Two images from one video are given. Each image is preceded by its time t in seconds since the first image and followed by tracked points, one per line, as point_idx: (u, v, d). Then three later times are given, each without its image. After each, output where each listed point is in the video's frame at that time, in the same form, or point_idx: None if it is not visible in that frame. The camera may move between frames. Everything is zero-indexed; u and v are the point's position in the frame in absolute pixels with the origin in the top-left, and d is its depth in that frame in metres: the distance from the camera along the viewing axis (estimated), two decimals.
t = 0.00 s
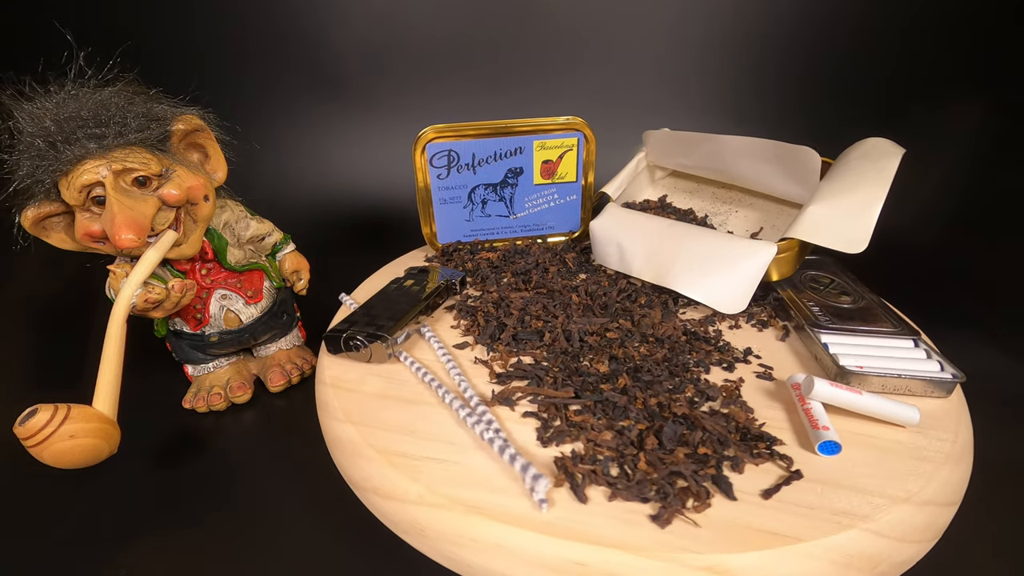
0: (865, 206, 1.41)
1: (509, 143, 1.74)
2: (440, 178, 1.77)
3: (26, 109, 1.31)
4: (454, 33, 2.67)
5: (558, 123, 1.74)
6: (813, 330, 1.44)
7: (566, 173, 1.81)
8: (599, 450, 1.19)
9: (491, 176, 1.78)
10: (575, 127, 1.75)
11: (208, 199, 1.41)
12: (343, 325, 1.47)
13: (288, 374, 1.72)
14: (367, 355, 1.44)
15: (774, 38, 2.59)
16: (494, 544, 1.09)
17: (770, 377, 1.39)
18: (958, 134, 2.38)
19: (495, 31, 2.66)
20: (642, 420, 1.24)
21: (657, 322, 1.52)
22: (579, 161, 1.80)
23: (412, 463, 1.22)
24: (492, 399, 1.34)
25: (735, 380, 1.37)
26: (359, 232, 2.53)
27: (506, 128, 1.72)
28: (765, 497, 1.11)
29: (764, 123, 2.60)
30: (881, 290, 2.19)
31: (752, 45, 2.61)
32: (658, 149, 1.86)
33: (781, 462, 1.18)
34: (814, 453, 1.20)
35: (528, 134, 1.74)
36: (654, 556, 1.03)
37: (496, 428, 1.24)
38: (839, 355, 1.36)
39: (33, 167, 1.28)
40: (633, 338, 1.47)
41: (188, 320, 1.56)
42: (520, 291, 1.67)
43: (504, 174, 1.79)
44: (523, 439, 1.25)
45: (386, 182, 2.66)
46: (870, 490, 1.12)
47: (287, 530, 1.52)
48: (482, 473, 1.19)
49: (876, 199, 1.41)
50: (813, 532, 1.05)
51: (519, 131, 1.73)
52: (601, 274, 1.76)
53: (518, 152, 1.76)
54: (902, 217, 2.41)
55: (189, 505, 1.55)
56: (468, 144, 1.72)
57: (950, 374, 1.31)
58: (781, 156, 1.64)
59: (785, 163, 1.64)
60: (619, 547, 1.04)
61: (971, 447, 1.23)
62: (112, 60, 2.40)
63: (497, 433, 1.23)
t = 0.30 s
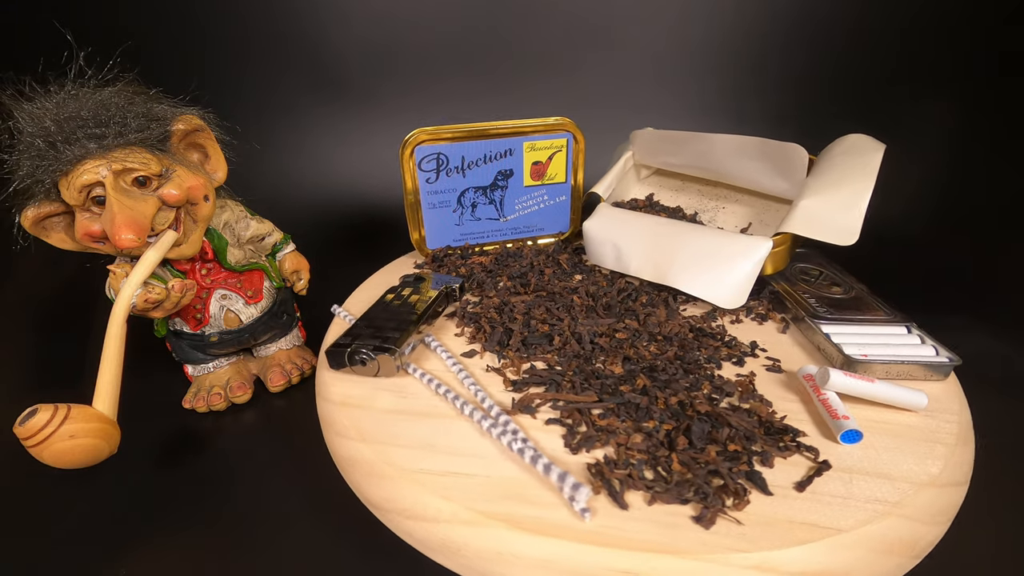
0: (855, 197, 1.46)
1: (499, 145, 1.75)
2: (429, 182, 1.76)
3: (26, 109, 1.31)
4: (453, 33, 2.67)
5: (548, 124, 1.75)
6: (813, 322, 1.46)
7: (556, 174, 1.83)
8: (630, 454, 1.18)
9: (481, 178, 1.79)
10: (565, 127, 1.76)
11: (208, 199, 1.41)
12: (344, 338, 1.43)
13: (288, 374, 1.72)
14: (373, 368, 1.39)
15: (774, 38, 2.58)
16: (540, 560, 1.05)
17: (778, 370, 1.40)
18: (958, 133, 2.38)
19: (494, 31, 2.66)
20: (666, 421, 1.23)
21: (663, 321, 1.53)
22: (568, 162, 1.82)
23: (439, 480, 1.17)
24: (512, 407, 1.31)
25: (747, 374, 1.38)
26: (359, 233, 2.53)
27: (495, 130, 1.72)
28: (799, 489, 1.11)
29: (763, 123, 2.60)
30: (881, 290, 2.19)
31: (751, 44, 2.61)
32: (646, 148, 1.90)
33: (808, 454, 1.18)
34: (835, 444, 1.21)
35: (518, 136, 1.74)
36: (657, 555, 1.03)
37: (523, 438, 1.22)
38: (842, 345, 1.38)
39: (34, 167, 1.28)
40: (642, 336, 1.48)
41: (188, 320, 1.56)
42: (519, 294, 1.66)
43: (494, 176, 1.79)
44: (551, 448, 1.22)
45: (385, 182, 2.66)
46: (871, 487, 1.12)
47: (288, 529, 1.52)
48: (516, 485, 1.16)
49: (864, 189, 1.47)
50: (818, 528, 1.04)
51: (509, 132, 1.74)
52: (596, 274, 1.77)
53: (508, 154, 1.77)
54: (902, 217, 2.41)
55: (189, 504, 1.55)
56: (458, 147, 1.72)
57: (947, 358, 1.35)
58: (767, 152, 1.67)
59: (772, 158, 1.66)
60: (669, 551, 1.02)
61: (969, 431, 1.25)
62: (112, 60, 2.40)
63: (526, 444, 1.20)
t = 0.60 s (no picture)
0: (842, 187, 1.49)
1: (489, 147, 1.75)
2: (419, 187, 1.74)
3: (26, 109, 1.31)
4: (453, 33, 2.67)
5: (537, 125, 1.77)
6: (813, 312, 1.52)
7: (546, 175, 1.85)
8: (662, 455, 1.16)
9: (471, 181, 1.79)
10: (553, 129, 1.79)
11: (208, 199, 1.41)
12: (353, 352, 1.38)
13: (288, 374, 1.72)
14: (384, 384, 1.36)
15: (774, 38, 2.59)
16: (589, 571, 1.03)
17: (786, 362, 1.43)
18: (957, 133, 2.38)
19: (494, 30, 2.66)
20: (691, 419, 1.23)
21: (667, 319, 1.55)
22: (557, 163, 1.84)
23: (473, 495, 1.14)
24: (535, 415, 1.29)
25: (756, 368, 1.41)
26: (360, 233, 2.53)
27: (485, 133, 1.73)
28: (830, 479, 1.13)
29: (763, 122, 2.60)
30: (881, 289, 2.20)
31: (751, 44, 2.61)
32: (632, 148, 1.94)
33: (831, 444, 1.20)
34: (853, 432, 1.23)
35: (508, 138, 1.76)
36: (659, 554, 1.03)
37: (552, 446, 1.20)
38: (841, 334, 1.44)
39: (34, 167, 1.28)
40: (651, 335, 1.49)
41: (188, 320, 1.56)
42: (519, 298, 1.65)
43: (484, 179, 1.80)
44: (582, 455, 1.21)
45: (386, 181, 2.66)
46: (870, 487, 1.12)
47: (288, 528, 1.52)
48: (553, 494, 1.13)
49: (849, 179, 1.50)
50: (821, 526, 1.04)
51: (499, 134, 1.74)
52: (591, 274, 1.79)
53: (498, 156, 1.77)
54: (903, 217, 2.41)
55: (190, 505, 1.55)
56: (448, 150, 1.72)
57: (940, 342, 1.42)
58: (754, 149, 1.67)
59: (757, 156, 1.67)
60: (717, 552, 1.01)
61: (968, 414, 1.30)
62: (112, 60, 2.40)
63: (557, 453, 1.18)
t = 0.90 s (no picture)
0: (831, 182, 1.53)
1: (480, 149, 1.74)
2: (409, 191, 1.71)
3: (26, 109, 1.31)
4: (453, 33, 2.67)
5: (527, 127, 1.76)
6: (809, 303, 1.57)
7: (536, 177, 1.85)
8: (695, 455, 1.16)
9: (462, 185, 1.77)
10: (543, 130, 1.79)
11: (208, 199, 1.41)
12: (364, 368, 1.32)
13: (288, 374, 1.73)
14: (398, 399, 1.31)
15: (774, 38, 2.59)
16: None
17: (791, 355, 1.47)
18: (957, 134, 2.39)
19: (494, 30, 2.66)
20: (714, 415, 1.24)
21: (672, 318, 1.56)
22: (546, 164, 1.84)
23: (511, 508, 1.10)
24: (559, 421, 1.28)
25: (766, 360, 1.44)
26: (360, 233, 2.54)
27: (476, 135, 1.71)
28: (858, 467, 1.15)
29: (764, 122, 2.60)
30: (880, 290, 2.20)
31: (750, 44, 2.61)
32: (619, 147, 1.93)
33: (850, 432, 1.23)
34: (869, 419, 1.27)
35: (499, 139, 1.74)
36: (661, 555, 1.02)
37: (581, 451, 1.18)
38: (838, 324, 1.50)
39: (34, 167, 1.28)
40: (660, 333, 1.50)
41: (188, 320, 1.56)
42: (520, 302, 1.64)
43: (475, 182, 1.78)
44: (613, 460, 1.19)
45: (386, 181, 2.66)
46: (871, 487, 1.12)
47: (289, 528, 1.52)
48: (591, 501, 1.11)
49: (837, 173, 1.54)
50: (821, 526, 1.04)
51: (490, 136, 1.73)
52: (587, 275, 1.79)
53: (489, 159, 1.76)
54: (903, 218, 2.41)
55: (190, 505, 1.55)
56: (438, 153, 1.69)
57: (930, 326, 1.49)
58: (744, 147, 1.69)
59: (750, 155, 1.69)
60: (761, 549, 1.01)
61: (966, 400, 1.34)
62: (112, 60, 2.40)
63: (591, 459, 1.16)
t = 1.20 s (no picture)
0: (815, 176, 1.60)
1: (472, 152, 1.72)
2: (401, 196, 1.69)
3: (26, 109, 1.31)
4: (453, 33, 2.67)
5: (518, 128, 1.76)
6: (804, 295, 1.61)
7: (527, 178, 1.84)
8: (727, 452, 1.17)
9: (453, 189, 1.75)
10: (534, 131, 1.78)
11: (208, 199, 1.41)
12: (378, 382, 1.27)
13: (288, 374, 1.73)
14: (417, 414, 1.27)
15: (773, 38, 2.59)
16: None
17: (795, 346, 1.50)
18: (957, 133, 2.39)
19: (494, 30, 2.66)
20: (736, 411, 1.25)
21: (678, 315, 1.58)
22: (537, 165, 1.84)
23: (554, 518, 1.08)
24: (585, 426, 1.27)
25: (773, 353, 1.46)
26: (360, 232, 2.54)
27: (468, 137, 1.70)
28: (880, 454, 1.18)
29: (764, 122, 2.60)
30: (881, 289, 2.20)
31: (751, 44, 2.62)
32: (605, 147, 1.95)
33: (866, 420, 1.26)
34: (880, 404, 1.31)
35: (490, 142, 1.73)
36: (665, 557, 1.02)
37: (613, 455, 1.18)
38: (833, 312, 1.54)
39: (34, 167, 1.28)
40: (669, 332, 1.51)
41: (188, 320, 1.56)
42: (522, 306, 1.63)
43: (467, 185, 1.77)
44: (646, 462, 1.18)
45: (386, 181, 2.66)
46: (872, 486, 1.12)
47: (290, 528, 1.52)
48: (632, 505, 1.11)
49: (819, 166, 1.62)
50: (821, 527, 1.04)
51: (481, 139, 1.72)
52: (583, 277, 1.78)
53: (480, 161, 1.75)
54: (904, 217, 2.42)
55: (190, 505, 1.55)
56: (430, 157, 1.67)
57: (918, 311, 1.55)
58: (730, 145, 1.74)
59: (735, 152, 1.74)
60: (803, 544, 1.02)
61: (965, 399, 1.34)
62: (112, 60, 2.40)
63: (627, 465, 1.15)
